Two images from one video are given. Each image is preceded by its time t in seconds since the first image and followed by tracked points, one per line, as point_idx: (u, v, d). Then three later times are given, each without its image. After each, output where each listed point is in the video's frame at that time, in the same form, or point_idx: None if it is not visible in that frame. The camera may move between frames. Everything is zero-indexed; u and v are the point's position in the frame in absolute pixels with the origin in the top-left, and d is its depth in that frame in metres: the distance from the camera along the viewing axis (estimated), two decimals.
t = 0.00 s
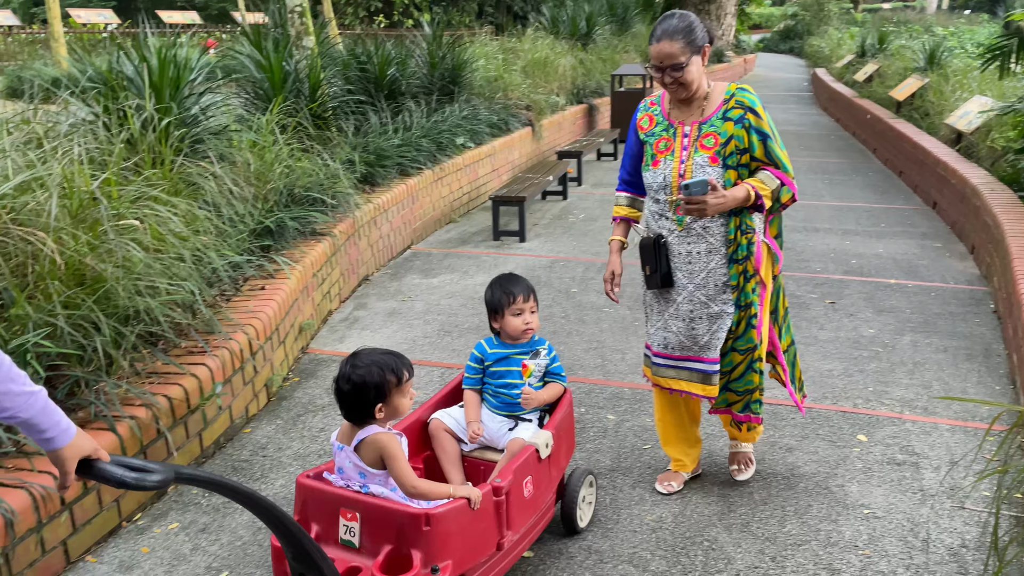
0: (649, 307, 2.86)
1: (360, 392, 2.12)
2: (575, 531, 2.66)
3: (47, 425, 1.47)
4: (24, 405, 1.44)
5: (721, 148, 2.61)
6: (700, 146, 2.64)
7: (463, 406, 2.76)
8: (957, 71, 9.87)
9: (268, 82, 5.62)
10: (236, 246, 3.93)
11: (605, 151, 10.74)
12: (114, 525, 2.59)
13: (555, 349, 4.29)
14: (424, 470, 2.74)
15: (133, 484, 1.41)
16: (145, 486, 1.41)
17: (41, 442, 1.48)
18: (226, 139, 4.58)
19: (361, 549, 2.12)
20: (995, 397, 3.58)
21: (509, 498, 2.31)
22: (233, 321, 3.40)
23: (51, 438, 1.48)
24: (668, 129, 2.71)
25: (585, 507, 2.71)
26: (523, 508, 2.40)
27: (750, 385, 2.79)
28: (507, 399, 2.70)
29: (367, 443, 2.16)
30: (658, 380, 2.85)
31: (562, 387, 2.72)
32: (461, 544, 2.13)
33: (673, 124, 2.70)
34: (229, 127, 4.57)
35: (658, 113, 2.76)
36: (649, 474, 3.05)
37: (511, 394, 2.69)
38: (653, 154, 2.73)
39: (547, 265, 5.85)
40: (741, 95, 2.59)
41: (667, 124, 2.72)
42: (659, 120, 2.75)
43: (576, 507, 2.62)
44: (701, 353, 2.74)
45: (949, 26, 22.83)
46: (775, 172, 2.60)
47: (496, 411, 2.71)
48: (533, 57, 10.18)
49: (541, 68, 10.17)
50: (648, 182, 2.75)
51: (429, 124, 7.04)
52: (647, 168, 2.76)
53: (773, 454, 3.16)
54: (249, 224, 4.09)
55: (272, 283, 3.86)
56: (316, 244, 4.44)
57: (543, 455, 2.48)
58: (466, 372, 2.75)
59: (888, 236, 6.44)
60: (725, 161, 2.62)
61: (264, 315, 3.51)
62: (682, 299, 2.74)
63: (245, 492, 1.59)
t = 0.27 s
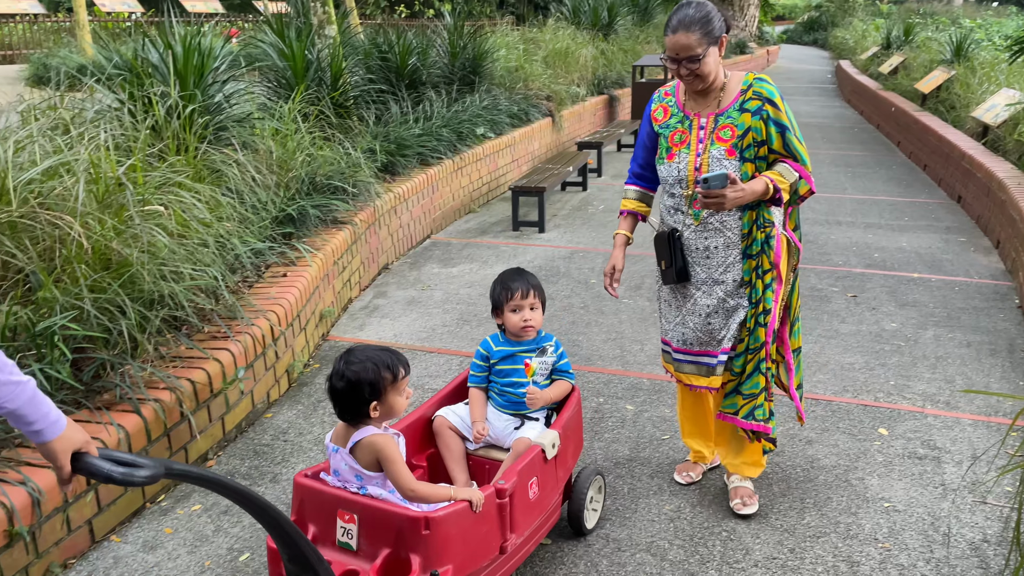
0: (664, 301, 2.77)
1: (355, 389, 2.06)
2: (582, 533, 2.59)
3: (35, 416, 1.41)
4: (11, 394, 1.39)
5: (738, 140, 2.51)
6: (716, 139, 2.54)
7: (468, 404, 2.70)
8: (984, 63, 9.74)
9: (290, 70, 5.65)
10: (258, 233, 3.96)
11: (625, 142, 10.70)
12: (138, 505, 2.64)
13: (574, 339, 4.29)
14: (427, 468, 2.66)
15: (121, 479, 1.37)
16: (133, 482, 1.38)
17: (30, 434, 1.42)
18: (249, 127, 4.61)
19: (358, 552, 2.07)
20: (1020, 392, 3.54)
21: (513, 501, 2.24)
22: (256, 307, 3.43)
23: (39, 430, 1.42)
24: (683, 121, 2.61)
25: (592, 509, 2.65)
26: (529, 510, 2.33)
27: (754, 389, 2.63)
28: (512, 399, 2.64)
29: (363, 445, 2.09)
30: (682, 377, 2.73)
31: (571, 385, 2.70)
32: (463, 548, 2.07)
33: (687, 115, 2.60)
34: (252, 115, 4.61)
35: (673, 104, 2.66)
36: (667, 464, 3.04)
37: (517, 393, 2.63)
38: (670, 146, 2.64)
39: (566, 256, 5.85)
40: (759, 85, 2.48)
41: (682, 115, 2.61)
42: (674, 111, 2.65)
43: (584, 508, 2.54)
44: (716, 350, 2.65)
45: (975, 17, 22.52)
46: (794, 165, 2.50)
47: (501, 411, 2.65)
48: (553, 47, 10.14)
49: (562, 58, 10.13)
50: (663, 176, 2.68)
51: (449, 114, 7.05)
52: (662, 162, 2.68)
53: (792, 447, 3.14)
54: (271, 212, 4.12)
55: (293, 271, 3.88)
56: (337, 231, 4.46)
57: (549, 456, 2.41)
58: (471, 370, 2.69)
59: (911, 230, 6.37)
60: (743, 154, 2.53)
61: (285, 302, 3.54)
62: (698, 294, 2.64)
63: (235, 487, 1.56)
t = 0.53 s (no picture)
0: (684, 300, 2.68)
1: (343, 396, 1.96)
2: (589, 535, 2.54)
3: (16, 418, 1.30)
4: None
5: (760, 139, 2.40)
6: (737, 137, 2.44)
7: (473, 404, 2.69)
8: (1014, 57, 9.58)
9: (313, 60, 5.67)
10: (280, 221, 3.99)
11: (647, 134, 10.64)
12: (159, 491, 2.68)
13: (593, 332, 4.29)
14: (432, 466, 2.64)
15: (103, 482, 1.27)
16: (115, 485, 1.27)
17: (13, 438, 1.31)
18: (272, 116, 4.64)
19: (357, 553, 2.03)
20: None
21: (517, 502, 2.18)
22: (277, 295, 3.46)
23: (22, 434, 1.30)
24: (703, 117, 2.49)
25: (600, 510, 2.59)
26: (533, 512, 2.27)
27: (759, 395, 2.45)
28: (517, 400, 2.62)
29: (358, 452, 2.02)
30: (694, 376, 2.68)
31: (582, 383, 2.63)
32: (464, 551, 2.02)
33: (707, 112, 2.49)
34: (276, 104, 4.64)
35: (692, 99, 2.54)
36: (685, 457, 3.04)
37: (522, 394, 2.61)
38: (688, 144, 2.53)
39: (585, 248, 5.84)
40: (782, 82, 2.37)
41: (701, 111, 2.50)
42: (693, 107, 2.54)
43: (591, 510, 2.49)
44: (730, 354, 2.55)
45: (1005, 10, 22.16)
46: (818, 163, 2.38)
47: (506, 411, 2.63)
48: (576, 39, 10.09)
49: (584, 50, 10.08)
50: (680, 174, 2.57)
51: (471, 105, 7.05)
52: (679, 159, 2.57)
53: (813, 442, 3.12)
54: (293, 200, 4.15)
55: (315, 259, 3.91)
56: (358, 221, 4.48)
57: (556, 456, 2.37)
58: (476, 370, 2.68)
59: (936, 225, 6.29)
60: (764, 153, 2.42)
61: (307, 290, 3.56)
62: (715, 295, 2.55)
63: (229, 491, 1.45)
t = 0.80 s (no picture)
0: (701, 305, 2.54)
1: (337, 408, 1.87)
2: (599, 538, 2.49)
3: None
4: None
5: (787, 140, 2.27)
6: (763, 137, 2.31)
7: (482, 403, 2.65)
8: None
9: (337, 51, 5.69)
10: (304, 211, 4.02)
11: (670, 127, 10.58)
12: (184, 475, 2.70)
13: (614, 326, 4.28)
14: (439, 465, 2.61)
15: (91, 490, 1.21)
16: (104, 494, 1.21)
17: None
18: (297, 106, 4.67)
19: (360, 556, 2.00)
20: None
21: (524, 506, 2.13)
22: (300, 284, 3.48)
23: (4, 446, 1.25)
24: (728, 116, 2.36)
25: (611, 513, 2.54)
26: (540, 516, 2.22)
27: (775, 407, 2.35)
28: (525, 401, 2.57)
29: (359, 458, 1.95)
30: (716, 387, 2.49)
31: (595, 383, 2.55)
32: (468, 556, 1.97)
33: (733, 110, 2.35)
34: (301, 94, 4.66)
35: (717, 96, 2.41)
36: (705, 452, 3.03)
37: (530, 396, 2.55)
38: (710, 144, 2.40)
39: (607, 242, 5.81)
40: (813, 83, 2.23)
41: (727, 108, 2.37)
42: (718, 104, 2.40)
43: (601, 512, 2.43)
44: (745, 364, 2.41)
45: None
46: (847, 168, 2.25)
47: (515, 412, 2.58)
48: (600, 30, 10.03)
49: (608, 42, 10.02)
50: (701, 173, 2.44)
51: (494, 97, 7.03)
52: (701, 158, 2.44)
53: (835, 439, 3.09)
54: (317, 191, 4.17)
55: (337, 250, 3.93)
56: (380, 212, 4.50)
57: (564, 459, 2.30)
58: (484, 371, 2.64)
59: (964, 222, 6.20)
60: (790, 155, 2.29)
61: (329, 280, 3.58)
62: (732, 301, 2.42)
63: (228, 497, 1.40)
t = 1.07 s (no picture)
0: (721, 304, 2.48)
1: (342, 411, 1.81)
2: (611, 540, 2.45)
3: None
4: None
5: (826, 135, 2.20)
6: (800, 130, 2.24)
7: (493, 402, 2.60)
8: None
9: (364, 42, 5.71)
10: (330, 201, 4.05)
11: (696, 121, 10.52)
12: (210, 459, 2.74)
13: (636, 320, 4.27)
14: (449, 464, 2.57)
15: (81, 500, 1.17)
16: (94, 503, 1.17)
17: None
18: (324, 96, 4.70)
19: (366, 557, 1.93)
20: None
21: (534, 508, 2.07)
22: (326, 274, 3.52)
23: None
24: (762, 107, 2.29)
25: (623, 515, 2.50)
26: (551, 518, 2.16)
27: (798, 408, 2.35)
28: (538, 402, 2.52)
29: (366, 458, 1.88)
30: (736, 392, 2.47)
31: (606, 386, 2.49)
32: (476, 560, 1.90)
33: (769, 102, 2.29)
34: (328, 85, 4.70)
35: (751, 86, 2.34)
36: (727, 447, 3.03)
37: (542, 397, 2.50)
38: (743, 137, 2.33)
39: (630, 236, 5.80)
40: (853, 77, 2.16)
41: (763, 99, 2.30)
42: (752, 94, 2.33)
43: (612, 514, 2.39)
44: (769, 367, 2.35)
45: None
46: (882, 168, 2.18)
47: (527, 412, 2.53)
48: (626, 23, 9.98)
49: (635, 35, 9.96)
50: (728, 166, 2.38)
51: (518, 90, 7.03)
52: (730, 150, 2.37)
53: (859, 438, 3.07)
54: (343, 181, 4.20)
55: (363, 240, 3.96)
56: (405, 203, 4.53)
57: (576, 460, 2.25)
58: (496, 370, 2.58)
59: (994, 221, 6.12)
60: (829, 150, 2.22)
61: (355, 269, 3.62)
62: (758, 301, 2.36)
63: (222, 501, 1.36)
